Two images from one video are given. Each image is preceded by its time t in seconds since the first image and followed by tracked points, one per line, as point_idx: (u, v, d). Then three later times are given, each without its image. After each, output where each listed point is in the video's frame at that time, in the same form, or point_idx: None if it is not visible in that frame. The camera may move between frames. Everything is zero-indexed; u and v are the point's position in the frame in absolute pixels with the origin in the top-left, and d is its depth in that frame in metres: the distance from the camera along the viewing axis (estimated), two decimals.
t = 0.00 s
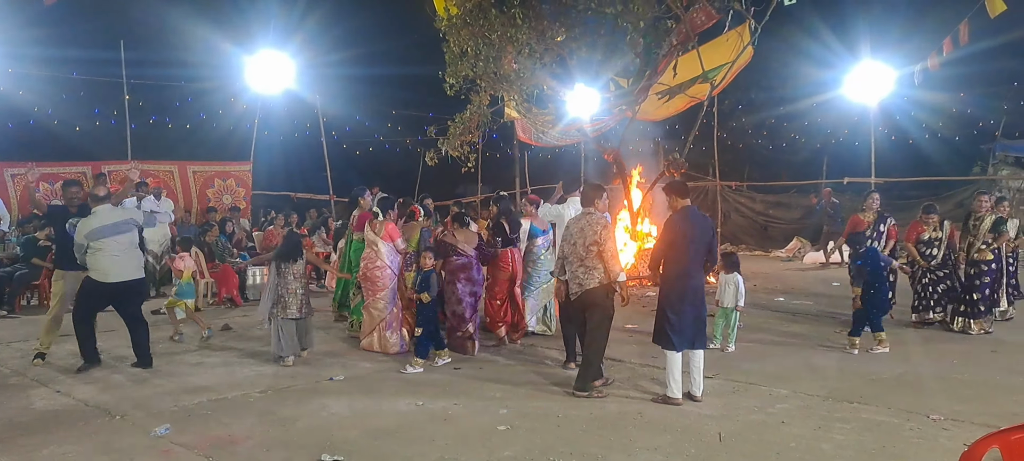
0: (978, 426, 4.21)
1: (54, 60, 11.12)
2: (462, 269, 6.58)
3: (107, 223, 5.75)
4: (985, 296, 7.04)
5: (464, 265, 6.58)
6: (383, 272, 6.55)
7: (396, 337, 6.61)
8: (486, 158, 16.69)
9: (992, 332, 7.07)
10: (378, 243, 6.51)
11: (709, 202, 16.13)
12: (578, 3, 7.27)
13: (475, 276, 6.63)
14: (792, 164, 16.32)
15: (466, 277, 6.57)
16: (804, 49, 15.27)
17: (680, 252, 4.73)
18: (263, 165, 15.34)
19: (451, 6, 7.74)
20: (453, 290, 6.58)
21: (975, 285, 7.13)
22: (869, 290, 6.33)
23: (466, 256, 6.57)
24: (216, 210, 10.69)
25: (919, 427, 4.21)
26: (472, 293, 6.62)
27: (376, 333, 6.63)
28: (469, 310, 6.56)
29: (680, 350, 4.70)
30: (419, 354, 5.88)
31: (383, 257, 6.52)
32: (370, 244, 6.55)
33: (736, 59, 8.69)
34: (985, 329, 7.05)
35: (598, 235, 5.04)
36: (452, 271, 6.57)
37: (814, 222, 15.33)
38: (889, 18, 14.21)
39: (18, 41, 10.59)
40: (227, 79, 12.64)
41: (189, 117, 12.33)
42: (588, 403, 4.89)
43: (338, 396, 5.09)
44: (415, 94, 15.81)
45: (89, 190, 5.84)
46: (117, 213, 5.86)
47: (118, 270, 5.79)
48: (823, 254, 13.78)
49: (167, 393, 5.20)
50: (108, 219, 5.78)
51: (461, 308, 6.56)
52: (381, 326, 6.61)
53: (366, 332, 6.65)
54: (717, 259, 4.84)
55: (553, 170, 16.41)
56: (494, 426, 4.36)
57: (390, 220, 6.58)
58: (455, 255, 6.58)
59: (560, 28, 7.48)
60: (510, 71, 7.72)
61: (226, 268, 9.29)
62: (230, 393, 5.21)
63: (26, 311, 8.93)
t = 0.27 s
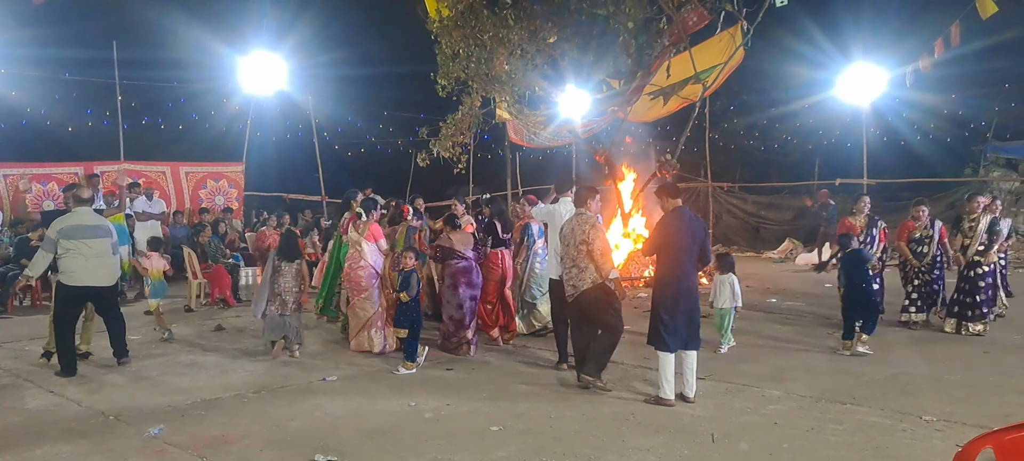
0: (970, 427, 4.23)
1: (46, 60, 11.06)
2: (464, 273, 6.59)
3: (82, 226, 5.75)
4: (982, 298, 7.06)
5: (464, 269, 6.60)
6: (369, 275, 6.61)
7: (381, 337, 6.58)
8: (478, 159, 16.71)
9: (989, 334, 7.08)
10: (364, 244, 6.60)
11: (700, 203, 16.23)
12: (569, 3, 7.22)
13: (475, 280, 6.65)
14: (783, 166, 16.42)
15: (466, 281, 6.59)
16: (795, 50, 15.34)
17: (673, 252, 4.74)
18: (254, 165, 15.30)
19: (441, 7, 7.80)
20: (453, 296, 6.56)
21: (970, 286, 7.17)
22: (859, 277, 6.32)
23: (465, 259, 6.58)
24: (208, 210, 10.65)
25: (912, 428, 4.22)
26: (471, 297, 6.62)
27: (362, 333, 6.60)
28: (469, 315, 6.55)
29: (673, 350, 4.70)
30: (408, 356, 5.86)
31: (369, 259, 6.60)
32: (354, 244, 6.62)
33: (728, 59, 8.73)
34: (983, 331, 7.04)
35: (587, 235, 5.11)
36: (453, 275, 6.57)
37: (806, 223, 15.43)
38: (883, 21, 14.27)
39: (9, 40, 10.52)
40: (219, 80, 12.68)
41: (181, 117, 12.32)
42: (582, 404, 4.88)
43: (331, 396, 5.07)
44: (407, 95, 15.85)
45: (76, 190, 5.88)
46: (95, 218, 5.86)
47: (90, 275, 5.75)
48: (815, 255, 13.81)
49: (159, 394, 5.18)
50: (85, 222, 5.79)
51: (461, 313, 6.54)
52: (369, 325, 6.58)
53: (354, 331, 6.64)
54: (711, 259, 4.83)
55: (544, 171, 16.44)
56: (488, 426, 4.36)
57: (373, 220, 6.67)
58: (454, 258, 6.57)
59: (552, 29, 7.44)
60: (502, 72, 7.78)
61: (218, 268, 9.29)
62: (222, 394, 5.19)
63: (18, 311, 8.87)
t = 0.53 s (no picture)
0: (966, 430, 4.23)
1: (39, 61, 11.00)
2: (465, 276, 6.57)
3: (75, 223, 5.77)
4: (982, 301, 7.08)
5: (465, 271, 6.58)
6: (356, 279, 6.59)
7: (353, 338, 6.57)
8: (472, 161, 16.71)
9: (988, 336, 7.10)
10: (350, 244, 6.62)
11: (694, 205, 16.26)
12: (564, 5, 7.27)
13: (474, 282, 6.64)
14: (777, 167, 16.46)
15: (467, 284, 6.57)
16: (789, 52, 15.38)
17: (668, 253, 4.74)
18: (248, 167, 15.25)
19: (435, 9, 7.77)
20: (453, 298, 6.53)
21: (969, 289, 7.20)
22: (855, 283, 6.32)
23: (465, 261, 6.57)
24: (202, 212, 10.61)
25: (908, 431, 4.23)
26: (471, 300, 6.62)
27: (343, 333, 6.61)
28: (467, 317, 6.55)
29: (668, 352, 4.70)
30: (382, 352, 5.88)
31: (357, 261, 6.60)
32: (342, 246, 6.64)
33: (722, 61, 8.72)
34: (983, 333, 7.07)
35: (578, 237, 5.07)
36: (454, 279, 6.54)
37: (801, 224, 15.35)
38: (876, 23, 14.32)
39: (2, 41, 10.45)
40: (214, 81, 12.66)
41: (175, 118, 12.32)
42: (577, 406, 4.88)
43: (326, 399, 5.05)
44: (401, 97, 15.83)
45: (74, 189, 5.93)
46: (91, 218, 5.89)
47: (73, 273, 5.72)
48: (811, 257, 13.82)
49: (153, 396, 5.15)
50: (80, 220, 5.81)
51: (461, 316, 6.53)
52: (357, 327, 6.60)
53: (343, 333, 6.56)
54: (706, 261, 4.84)
55: (538, 173, 16.45)
56: (483, 428, 4.35)
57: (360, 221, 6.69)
58: (455, 261, 6.55)
59: (546, 31, 7.50)
60: (496, 74, 7.69)
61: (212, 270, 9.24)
62: (216, 396, 5.16)
63: (11, 313, 8.81)
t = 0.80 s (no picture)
0: (961, 432, 4.24)
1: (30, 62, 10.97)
2: (459, 277, 6.51)
3: (69, 225, 5.73)
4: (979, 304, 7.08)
5: (459, 272, 6.52)
6: (341, 283, 6.54)
7: (338, 340, 6.55)
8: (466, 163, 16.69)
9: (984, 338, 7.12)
10: (333, 247, 6.45)
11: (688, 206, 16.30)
12: (558, 6, 7.27)
13: (469, 283, 6.58)
14: (771, 169, 16.50)
15: (461, 285, 6.52)
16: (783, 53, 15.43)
17: (660, 254, 4.74)
18: (240, 168, 15.20)
19: (428, 10, 7.75)
20: (448, 300, 6.52)
21: (965, 290, 7.23)
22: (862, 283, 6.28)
23: (460, 262, 6.52)
24: (195, 214, 10.55)
25: (903, 433, 4.23)
26: (466, 301, 6.58)
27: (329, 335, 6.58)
28: (462, 318, 6.53)
29: (661, 354, 4.69)
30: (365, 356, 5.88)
31: (344, 264, 6.48)
32: (326, 249, 6.47)
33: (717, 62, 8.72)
34: (980, 335, 7.09)
35: (570, 242, 5.04)
36: (448, 279, 6.49)
37: (794, 226, 15.51)
38: (870, 25, 14.40)
39: None
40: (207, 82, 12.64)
41: (168, 120, 12.29)
42: (570, 408, 4.86)
43: (319, 401, 5.03)
44: (394, 98, 15.83)
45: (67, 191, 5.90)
46: (84, 220, 5.86)
47: (67, 275, 5.67)
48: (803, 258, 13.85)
49: (144, 399, 5.11)
50: (74, 222, 5.77)
51: (456, 317, 6.53)
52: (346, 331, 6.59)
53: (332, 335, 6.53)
54: (699, 263, 4.83)
55: (532, 174, 16.45)
56: (476, 431, 4.33)
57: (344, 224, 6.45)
58: (450, 262, 6.50)
59: (539, 32, 7.47)
60: (489, 75, 7.68)
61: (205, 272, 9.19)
62: (208, 399, 5.13)
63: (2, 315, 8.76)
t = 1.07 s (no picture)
0: (960, 434, 4.23)
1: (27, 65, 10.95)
2: (456, 279, 6.55)
3: (71, 226, 5.72)
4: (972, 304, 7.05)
5: (458, 274, 6.56)
6: (336, 285, 6.48)
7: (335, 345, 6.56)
8: (463, 165, 16.71)
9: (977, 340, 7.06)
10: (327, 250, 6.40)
11: (686, 208, 16.31)
12: (555, 8, 7.27)
13: (468, 285, 6.60)
14: (768, 171, 16.52)
15: (460, 287, 6.54)
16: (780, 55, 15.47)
17: (658, 256, 4.73)
18: (237, 170, 15.20)
19: (426, 12, 7.77)
20: (446, 301, 6.55)
21: (958, 291, 7.20)
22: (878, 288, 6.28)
23: (458, 265, 6.56)
24: (192, 216, 10.53)
25: (902, 435, 4.22)
26: (465, 302, 6.59)
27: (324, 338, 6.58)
28: (460, 320, 6.53)
29: (660, 357, 4.68)
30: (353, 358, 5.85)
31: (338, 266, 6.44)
32: (320, 253, 6.41)
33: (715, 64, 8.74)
34: (972, 337, 7.04)
35: (568, 245, 5.01)
36: (447, 281, 6.55)
37: (792, 228, 15.53)
38: (869, 27, 14.43)
39: None
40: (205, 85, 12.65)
41: (165, 122, 12.27)
42: (569, 411, 4.85)
43: (317, 404, 5.01)
44: (391, 101, 15.88)
45: (70, 191, 5.90)
46: (88, 220, 5.81)
47: (70, 276, 5.71)
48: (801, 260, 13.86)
49: (141, 402, 5.09)
50: (76, 223, 5.75)
51: (454, 318, 6.52)
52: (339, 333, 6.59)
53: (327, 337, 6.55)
54: (697, 265, 4.82)
55: (529, 176, 16.46)
56: (473, 434, 4.32)
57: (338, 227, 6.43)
58: (449, 265, 6.56)
59: (537, 33, 7.49)
60: (486, 77, 7.71)
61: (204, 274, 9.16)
62: (205, 402, 5.11)
63: None
